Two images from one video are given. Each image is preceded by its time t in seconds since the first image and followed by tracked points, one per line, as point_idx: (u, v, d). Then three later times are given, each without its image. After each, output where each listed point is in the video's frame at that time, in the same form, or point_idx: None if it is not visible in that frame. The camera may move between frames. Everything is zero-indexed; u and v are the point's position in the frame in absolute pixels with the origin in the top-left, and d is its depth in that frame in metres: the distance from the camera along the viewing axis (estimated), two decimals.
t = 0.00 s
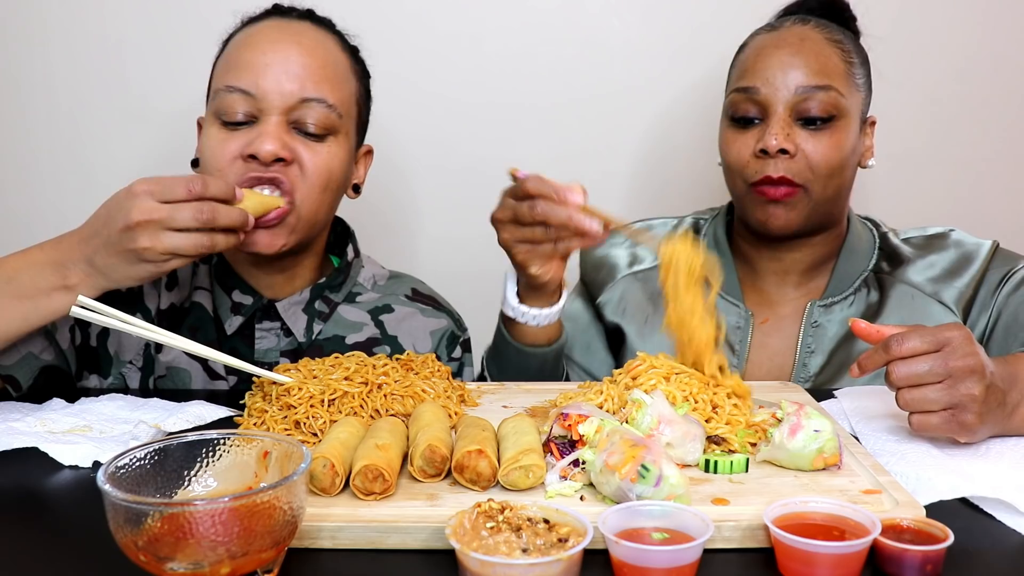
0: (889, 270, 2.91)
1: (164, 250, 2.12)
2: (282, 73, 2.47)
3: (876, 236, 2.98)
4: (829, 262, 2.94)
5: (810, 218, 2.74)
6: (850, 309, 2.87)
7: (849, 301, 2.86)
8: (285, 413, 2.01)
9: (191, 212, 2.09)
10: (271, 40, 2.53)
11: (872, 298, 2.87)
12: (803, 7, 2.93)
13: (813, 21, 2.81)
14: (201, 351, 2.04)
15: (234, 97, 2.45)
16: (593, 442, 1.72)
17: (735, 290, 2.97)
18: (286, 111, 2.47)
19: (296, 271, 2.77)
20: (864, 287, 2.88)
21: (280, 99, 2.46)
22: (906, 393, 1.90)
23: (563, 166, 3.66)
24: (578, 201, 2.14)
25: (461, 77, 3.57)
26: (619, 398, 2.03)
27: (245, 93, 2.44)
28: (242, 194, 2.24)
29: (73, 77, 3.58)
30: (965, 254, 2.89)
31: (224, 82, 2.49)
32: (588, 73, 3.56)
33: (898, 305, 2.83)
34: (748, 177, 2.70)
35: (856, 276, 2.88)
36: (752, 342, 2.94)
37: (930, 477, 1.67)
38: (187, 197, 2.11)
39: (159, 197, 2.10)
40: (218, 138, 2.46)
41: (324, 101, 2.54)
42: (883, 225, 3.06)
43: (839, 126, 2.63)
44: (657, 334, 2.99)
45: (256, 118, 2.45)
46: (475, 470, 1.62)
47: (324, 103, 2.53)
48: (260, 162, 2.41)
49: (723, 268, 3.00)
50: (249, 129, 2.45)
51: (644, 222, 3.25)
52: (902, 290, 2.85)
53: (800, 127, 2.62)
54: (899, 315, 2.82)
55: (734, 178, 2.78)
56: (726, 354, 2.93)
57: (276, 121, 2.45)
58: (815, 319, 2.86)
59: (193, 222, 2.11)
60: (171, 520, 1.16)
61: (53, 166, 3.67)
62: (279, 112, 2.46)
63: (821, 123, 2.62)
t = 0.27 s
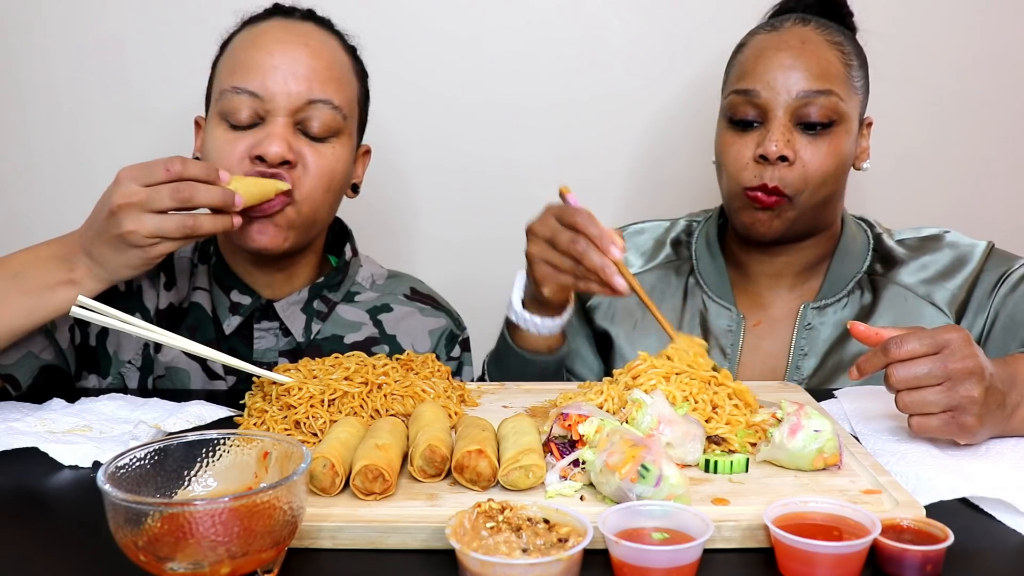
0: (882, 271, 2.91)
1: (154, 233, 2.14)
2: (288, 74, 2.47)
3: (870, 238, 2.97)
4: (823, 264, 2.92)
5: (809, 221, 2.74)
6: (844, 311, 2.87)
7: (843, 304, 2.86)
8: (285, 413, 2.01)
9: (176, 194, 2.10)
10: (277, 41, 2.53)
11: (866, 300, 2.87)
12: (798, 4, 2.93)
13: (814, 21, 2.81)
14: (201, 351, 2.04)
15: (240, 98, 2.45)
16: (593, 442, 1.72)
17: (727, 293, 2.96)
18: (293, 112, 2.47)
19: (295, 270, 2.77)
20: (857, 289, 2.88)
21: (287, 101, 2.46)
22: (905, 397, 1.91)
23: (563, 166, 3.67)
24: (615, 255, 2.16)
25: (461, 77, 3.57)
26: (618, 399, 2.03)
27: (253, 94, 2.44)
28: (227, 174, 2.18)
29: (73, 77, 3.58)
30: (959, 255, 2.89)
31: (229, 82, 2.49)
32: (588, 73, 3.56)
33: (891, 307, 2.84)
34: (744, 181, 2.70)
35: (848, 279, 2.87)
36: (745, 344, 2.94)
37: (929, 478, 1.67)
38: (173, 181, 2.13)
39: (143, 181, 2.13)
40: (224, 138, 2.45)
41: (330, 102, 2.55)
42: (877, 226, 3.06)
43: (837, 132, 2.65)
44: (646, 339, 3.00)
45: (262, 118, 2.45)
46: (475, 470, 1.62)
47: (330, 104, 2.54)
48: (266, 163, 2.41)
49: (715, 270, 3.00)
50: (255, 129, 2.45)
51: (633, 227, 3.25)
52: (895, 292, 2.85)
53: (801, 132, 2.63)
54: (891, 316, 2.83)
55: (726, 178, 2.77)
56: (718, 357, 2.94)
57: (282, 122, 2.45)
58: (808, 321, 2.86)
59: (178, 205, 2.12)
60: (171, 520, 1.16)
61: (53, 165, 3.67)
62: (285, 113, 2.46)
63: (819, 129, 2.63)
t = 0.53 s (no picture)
0: (882, 273, 2.91)
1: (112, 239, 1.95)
2: (283, 66, 2.48)
3: (870, 239, 2.98)
4: (824, 262, 2.96)
5: (806, 215, 2.73)
6: (845, 312, 2.86)
7: (843, 305, 2.85)
8: (285, 413, 2.01)
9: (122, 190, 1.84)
10: (272, 34, 2.54)
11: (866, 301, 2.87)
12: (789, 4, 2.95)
13: (803, 19, 2.83)
14: (201, 351, 2.04)
15: (235, 89, 2.45)
16: (593, 442, 1.72)
17: (726, 295, 2.97)
18: (287, 103, 2.47)
19: (293, 268, 2.78)
20: (858, 291, 2.88)
21: (280, 91, 2.46)
22: (908, 393, 1.90)
23: (563, 166, 3.67)
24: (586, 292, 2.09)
25: (461, 78, 3.57)
26: (619, 399, 2.03)
27: (246, 84, 2.45)
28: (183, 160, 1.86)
29: (72, 77, 3.58)
30: (958, 256, 2.88)
31: (226, 75, 2.49)
32: (587, 73, 3.56)
33: (892, 308, 2.83)
34: (744, 176, 2.70)
35: (848, 281, 2.88)
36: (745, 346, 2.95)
37: (930, 478, 1.67)
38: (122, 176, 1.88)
39: (88, 176, 1.89)
40: (219, 130, 2.46)
41: (324, 94, 2.55)
42: (876, 227, 3.07)
43: (832, 125, 2.64)
44: (647, 344, 2.99)
45: (257, 109, 2.45)
46: (475, 470, 1.62)
47: (324, 95, 2.54)
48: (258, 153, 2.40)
49: (715, 272, 3.02)
50: (250, 121, 2.45)
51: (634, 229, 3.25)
52: (895, 293, 2.85)
53: (796, 127, 2.62)
54: (891, 317, 2.82)
55: (726, 178, 2.78)
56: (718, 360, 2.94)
57: (276, 112, 2.45)
58: (809, 322, 2.85)
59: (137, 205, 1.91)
60: (171, 520, 1.16)
61: (52, 166, 3.67)
62: (279, 104, 2.46)
63: (815, 121, 2.62)
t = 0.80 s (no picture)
0: (881, 274, 2.91)
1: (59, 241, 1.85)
2: (282, 59, 2.48)
3: (870, 240, 2.98)
4: (824, 263, 2.96)
5: (808, 209, 2.72)
6: (845, 313, 2.85)
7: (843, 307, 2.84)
8: (285, 413, 2.01)
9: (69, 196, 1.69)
10: (273, 31, 2.55)
11: (866, 303, 2.87)
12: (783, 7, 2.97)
13: (792, 19, 2.84)
14: (201, 351, 2.04)
15: (236, 83, 2.47)
16: (593, 442, 1.72)
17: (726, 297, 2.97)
18: (286, 96, 2.47)
19: (290, 267, 2.77)
20: (857, 292, 2.88)
21: (280, 85, 2.47)
22: (908, 392, 1.90)
23: (563, 166, 3.67)
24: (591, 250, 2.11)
25: (461, 78, 3.57)
26: (619, 399, 2.04)
27: (246, 77, 2.46)
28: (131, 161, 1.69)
29: (72, 77, 3.58)
30: (958, 257, 2.88)
31: (226, 69, 2.51)
32: (587, 73, 3.56)
33: (892, 309, 2.83)
34: (739, 173, 2.70)
35: (848, 283, 2.87)
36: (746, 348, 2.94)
37: (930, 478, 1.67)
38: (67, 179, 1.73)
39: (30, 178, 1.74)
40: (221, 124, 2.47)
41: (324, 87, 2.55)
42: (876, 227, 3.07)
43: (826, 118, 2.64)
44: (647, 345, 2.99)
45: (256, 103, 2.46)
46: (475, 470, 1.62)
47: (323, 89, 2.54)
48: (257, 145, 2.40)
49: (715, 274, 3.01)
50: (250, 114, 2.46)
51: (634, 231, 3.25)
52: (895, 294, 2.85)
53: (787, 121, 2.63)
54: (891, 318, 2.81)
55: (724, 176, 2.78)
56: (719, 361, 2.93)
57: (275, 105, 2.46)
58: (809, 324, 2.85)
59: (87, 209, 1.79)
60: (171, 520, 1.16)
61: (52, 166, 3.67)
62: (279, 97, 2.47)
63: (808, 115, 2.62)
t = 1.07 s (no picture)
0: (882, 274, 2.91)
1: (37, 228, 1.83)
2: (279, 58, 2.48)
3: (872, 241, 2.98)
4: (825, 263, 2.96)
5: (808, 206, 2.72)
6: (845, 314, 2.86)
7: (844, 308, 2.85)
8: (285, 413, 2.01)
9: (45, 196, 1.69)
10: (268, 29, 2.55)
11: (868, 303, 2.87)
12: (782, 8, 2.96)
13: (786, 20, 2.84)
14: (201, 351, 2.03)
15: (231, 81, 2.46)
16: (593, 442, 1.72)
17: (728, 297, 2.98)
18: (281, 93, 2.48)
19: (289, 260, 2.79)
20: (859, 292, 2.88)
21: (276, 82, 2.47)
22: (906, 393, 1.90)
23: (562, 167, 3.67)
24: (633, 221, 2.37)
25: (461, 79, 3.58)
26: (619, 399, 2.04)
27: (242, 76, 2.45)
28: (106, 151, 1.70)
29: (72, 77, 3.58)
30: (960, 257, 2.89)
31: (222, 68, 2.50)
32: (587, 73, 3.56)
33: (893, 310, 2.83)
34: (733, 175, 2.71)
35: (849, 284, 2.87)
36: (747, 349, 2.94)
37: (930, 478, 1.67)
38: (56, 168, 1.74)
39: (5, 169, 1.73)
40: (216, 120, 2.46)
41: (319, 84, 2.55)
42: (878, 227, 3.06)
43: (822, 119, 2.64)
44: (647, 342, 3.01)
45: (251, 100, 2.46)
46: (475, 470, 1.62)
47: (319, 87, 2.54)
48: (257, 142, 2.41)
49: (717, 274, 3.03)
50: (246, 112, 2.46)
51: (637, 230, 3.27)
52: (897, 294, 2.85)
53: (782, 122, 2.63)
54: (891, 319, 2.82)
55: (720, 178, 2.79)
56: (720, 361, 2.94)
57: (271, 102, 2.46)
58: (811, 324, 2.85)
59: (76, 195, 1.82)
60: (171, 520, 1.16)
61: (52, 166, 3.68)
62: (275, 95, 2.47)
63: (803, 115, 2.63)
